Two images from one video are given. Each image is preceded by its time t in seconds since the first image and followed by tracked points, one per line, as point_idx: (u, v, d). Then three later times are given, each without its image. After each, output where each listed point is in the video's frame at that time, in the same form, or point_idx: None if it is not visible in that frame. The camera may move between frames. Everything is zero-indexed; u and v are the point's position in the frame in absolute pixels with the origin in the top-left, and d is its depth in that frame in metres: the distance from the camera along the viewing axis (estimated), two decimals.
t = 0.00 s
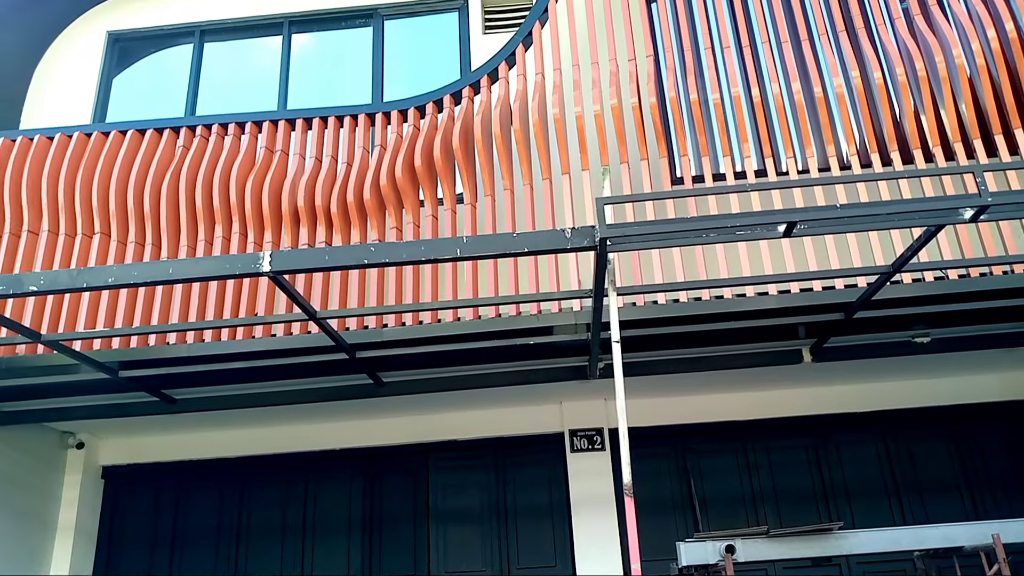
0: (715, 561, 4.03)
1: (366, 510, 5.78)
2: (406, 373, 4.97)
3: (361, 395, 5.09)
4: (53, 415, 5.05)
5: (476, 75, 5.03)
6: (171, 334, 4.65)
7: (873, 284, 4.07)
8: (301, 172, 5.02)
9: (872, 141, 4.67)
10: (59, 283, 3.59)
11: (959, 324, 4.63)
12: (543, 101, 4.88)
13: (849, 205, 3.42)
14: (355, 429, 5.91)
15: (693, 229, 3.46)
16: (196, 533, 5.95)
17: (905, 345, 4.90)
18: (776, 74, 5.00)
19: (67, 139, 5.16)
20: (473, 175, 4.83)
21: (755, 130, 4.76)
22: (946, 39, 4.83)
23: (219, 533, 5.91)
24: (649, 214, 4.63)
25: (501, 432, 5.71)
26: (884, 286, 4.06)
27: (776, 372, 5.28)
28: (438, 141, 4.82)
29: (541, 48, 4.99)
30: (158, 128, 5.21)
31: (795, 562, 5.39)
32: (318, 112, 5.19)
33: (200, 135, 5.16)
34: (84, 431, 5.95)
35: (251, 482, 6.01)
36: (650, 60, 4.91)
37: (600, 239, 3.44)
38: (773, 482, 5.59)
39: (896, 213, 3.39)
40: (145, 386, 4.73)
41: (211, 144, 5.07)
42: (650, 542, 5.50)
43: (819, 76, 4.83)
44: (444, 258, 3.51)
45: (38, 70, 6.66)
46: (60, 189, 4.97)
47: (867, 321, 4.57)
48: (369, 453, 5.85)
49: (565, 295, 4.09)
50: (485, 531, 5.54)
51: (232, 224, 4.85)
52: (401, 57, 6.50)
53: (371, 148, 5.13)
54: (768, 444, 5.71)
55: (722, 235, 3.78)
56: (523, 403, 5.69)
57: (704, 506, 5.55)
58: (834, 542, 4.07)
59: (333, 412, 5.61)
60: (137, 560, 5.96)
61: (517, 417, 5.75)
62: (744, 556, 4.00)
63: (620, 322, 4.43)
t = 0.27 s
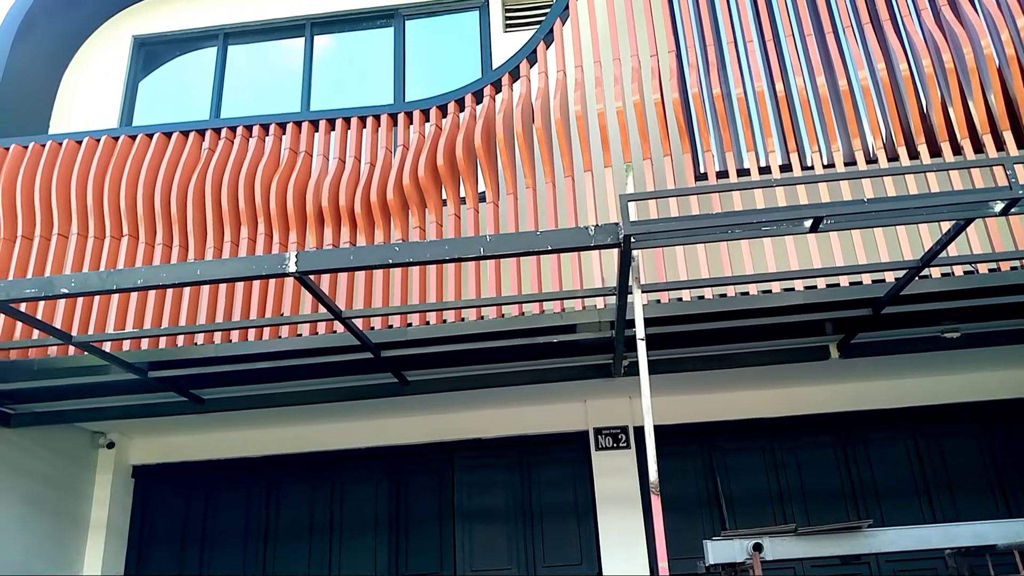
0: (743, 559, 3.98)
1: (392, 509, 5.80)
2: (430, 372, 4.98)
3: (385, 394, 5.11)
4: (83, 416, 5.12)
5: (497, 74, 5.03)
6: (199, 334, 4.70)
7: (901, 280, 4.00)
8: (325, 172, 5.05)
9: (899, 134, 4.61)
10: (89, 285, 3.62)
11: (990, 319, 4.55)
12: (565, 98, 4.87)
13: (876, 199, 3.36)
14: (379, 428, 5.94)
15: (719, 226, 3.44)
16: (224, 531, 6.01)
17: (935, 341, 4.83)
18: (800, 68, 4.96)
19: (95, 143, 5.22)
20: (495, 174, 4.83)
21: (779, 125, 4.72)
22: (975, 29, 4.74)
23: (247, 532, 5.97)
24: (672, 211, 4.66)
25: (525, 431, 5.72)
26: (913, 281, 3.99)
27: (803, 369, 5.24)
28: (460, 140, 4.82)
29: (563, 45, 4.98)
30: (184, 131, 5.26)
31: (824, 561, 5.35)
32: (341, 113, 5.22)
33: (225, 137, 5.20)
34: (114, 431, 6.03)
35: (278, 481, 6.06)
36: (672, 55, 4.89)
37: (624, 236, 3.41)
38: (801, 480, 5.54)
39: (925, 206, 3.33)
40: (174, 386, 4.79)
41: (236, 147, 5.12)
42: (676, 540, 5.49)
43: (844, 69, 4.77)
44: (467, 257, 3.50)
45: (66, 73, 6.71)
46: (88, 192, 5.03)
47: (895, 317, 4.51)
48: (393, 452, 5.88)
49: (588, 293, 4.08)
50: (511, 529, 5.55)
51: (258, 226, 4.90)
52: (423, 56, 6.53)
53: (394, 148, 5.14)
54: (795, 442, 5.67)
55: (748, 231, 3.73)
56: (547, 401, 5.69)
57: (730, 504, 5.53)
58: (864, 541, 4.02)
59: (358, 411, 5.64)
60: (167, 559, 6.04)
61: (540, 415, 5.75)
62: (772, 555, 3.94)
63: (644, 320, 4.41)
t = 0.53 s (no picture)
0: (766, 558, 3.95)
1: (414, 505, 5.84)
2: (453, 369, 5.00)
3: (408, 391, 5.13)
4: (110, 412, 5.19)
5: (519, 71, 5.03)
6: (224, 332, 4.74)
7: (928, 275, 3.95)
8: (347, 171, 5.07)
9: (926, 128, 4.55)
10: (117, 283, 3.65)
11: (1019, 316, 4.49)
12: (587, 95, 4.85)
13: (903, 194, 3.31)
14: (402, 425, 5.97)
15: (742, 222, 3.39)
16: (249, 527, 6.08)
17: (962, 338, 4.77)
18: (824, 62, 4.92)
19: (121, 143, 5.27)
20: (516, 171, 4.83)
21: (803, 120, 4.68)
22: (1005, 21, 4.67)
23: (271, 528, 6.03)
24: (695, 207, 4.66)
25: (547, 428, 5.73)
26: (940, 277, 3.94)
27: (828, 366, 5.19)
28: (481, 137, 4.83)
29: (584, 41, 4.96)
30: (208, 131, 5.30)
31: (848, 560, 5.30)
32: (363, 112, 5.25)
33: (249, 136, 5.23)
34: (140, 428, 6.11)
35: (302, 478, 6.11)
36: (695, 50, 4.86)
37: (647, 233, 3.39)
38: (825, 478, 5.52)
39: (953, 201, 3.28)
40: (199, 382, 4.83)
41: (260, 146, 5.15)
42: (700, 538, 5.48)
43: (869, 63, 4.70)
44: (489, 254, 3.50)
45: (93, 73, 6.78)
46: (114, 191, 5.08)
47: (922, 313, 4.46)
48: (416, 449, 5.90)
49: (610, 290, 4.08)
50: (533, 528, 5.57)
51: (281, 224, 4.93)
52: (445, 54, 6.54)
53: (416, 146, 5.16)
54: (819, 440, 5.63)
55: (772, 226, 3.69)
56: (568, 398, 5.69)
57: (753, 502, 5.52)
58: (889, 540, 3.98)
59: (381, 407, 5.67)
60: (193, 554, 6.12)
61: (562, 412, 5.75)
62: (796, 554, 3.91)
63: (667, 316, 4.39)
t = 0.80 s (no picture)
0: (780, 561, 3.92)
1: (426, 505, 5.85)
2: (466, 369, 5.01)
3: (421, 390, 5.14)
4: (125, 409, 5.22)
5: (533, 71, 5.02)
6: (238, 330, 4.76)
7: (945, 278, 3.91)
8: (361, 170, 5.08)
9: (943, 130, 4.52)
10: (133, 281, 3.67)
11: None
12: (601, 95, 4.84)
13: (921, 196, 3.28)
14: (414, 424, 5.97)
15: (757, 223, 3.37)
16: (262, 524, 6.10)
17: (979, 342, 4.73)
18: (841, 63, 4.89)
19: (138, 141, 5.30)
20: (530, 171, 4.82)
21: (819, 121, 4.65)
22: None
23: (284, 526, 6.05)
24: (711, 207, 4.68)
25: (559, 429, 5.72)
26: (958, 280, 3.90)
27: (843, 369, 5.16)
28: (495, 137, 4.82)
29: (599, 42, 4.95)
30: (224, 130, 5.33)
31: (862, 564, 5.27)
32: (378, 112, 5.25)
33: (264, 135, 5.26)
34: (154, 424, 6.15)
35: (314, 476, 6.14)
36: (710, 51, 4.84)
37: (663, 233, 3.37)
38: (839, 482, 5.49)
39: (971, 203, 3.24)
40: (214, 379, 4.85)
41: (275, 145, 5.17)
42: (712, 541, 5.46)
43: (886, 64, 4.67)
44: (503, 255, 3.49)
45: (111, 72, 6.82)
46: (131, 189, 5.10)
47: (939, 316, 4.42)
48: (428, 448, 5.91)
49: (623, 291, 4.07)
50: (544, 529, 5.53)
51: (296, 223, 4.94)
52: (460, 53, 6.55)
53: (430, 146, 5.16)
54: (833, 443, 5.60)
55: (788, 228, 3.66)
56: (581, 399, 5.68)
57: (766, 505, 5.50)
58: (904, 544, 3.95)
59: (393, 406, 5.69)
60: (207, 550, 6.16)
61: (575, 413, 5.75)
62: (810, 558, 3.88)
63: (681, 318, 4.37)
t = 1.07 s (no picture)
0: (799, 562, 3.91)
1: (443, 501, 5.86)
2: (484, 366, 5.01)
3: (438, 386, 5.15)
4: (145, 403, 5.26)
5: (553, 68, 5.01)
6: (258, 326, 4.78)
7: (968, 277, 3.87)
8: (380, 167, 5.09)
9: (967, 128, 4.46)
10: (155, 276, 3.70)
11: None
12: (621, 92, 4.81)
13: (945, 194, 3.23)
14: (431, 420, 5.99)
15: (778, 221, 3.33)
16: (280, 519, 6.14)
17: (1001, 341, 4.69)
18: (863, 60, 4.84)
19: (160, 138, 5.34)
20: (549, 168, 4.81)
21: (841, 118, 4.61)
22: None
23: (302, 520, 6.09)
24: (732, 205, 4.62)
25: (576, 426, 5.72)
26: (981, 279, 3.85)
27: (863, 368, 5.12)
28: (514, 134, 4.81)
29: (619, 38, 4.92)
30: (245, 127, 5.36)
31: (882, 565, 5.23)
32: (397, 109, 5.26)
33: (284, 132, 5.28)
34: (174, 419, 6.20)
35: (332, 471, 6.17)
36: (731, 48, 4.81)
37: (683, 231, 3.32)
38: (858, 481, 5.45)
39: (995, 202, 3.20)
40: (233, 375, 4.88)
41: (295, 142, 5.20)
42: (730, 539, 5.44)
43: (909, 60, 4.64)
44: (522, 252, 3.48)
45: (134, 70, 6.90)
46: (153, 186, 5.14)
47: (962, 316, 4.38)
48: (445, 445, 5.93)
49: (642, 290, 4.03)
50: (561, 526, 5.53)
51: (315, 220, 4.96)
52: (478, 50, 6.55)
53: (449, 143, 5.16)
54: (852, 443, 5.55)
55: (810, 226, 3.63)
56: (598, 397, 5.68)
57: (784, 504, 5.47)
58: (925, 545, 3.91)
59: (411, 403, 5.70)
60: (225, 544, 6.21)
61: (592, 411, 5.75)
62: (829, 558, 3.84)
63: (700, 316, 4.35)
